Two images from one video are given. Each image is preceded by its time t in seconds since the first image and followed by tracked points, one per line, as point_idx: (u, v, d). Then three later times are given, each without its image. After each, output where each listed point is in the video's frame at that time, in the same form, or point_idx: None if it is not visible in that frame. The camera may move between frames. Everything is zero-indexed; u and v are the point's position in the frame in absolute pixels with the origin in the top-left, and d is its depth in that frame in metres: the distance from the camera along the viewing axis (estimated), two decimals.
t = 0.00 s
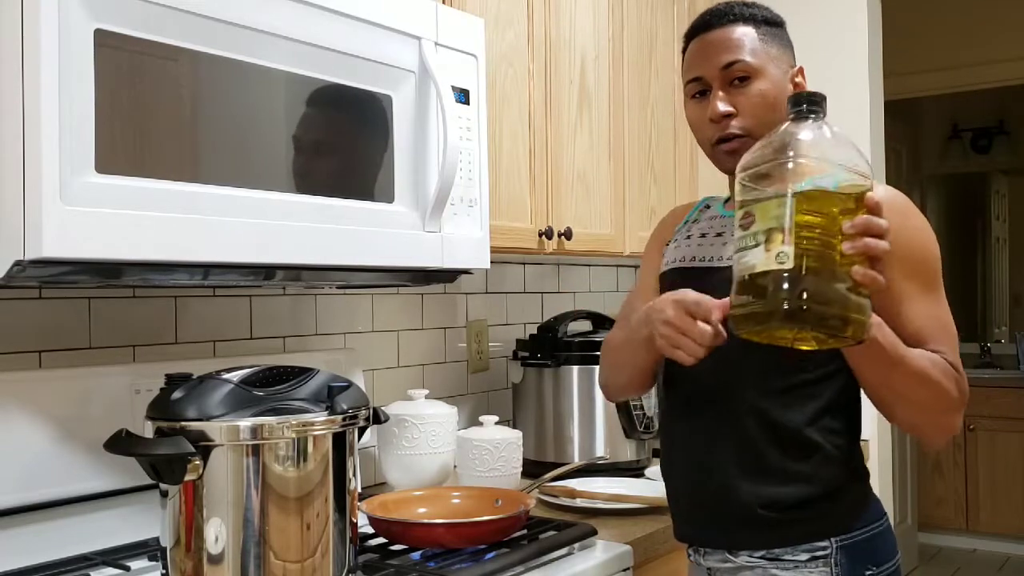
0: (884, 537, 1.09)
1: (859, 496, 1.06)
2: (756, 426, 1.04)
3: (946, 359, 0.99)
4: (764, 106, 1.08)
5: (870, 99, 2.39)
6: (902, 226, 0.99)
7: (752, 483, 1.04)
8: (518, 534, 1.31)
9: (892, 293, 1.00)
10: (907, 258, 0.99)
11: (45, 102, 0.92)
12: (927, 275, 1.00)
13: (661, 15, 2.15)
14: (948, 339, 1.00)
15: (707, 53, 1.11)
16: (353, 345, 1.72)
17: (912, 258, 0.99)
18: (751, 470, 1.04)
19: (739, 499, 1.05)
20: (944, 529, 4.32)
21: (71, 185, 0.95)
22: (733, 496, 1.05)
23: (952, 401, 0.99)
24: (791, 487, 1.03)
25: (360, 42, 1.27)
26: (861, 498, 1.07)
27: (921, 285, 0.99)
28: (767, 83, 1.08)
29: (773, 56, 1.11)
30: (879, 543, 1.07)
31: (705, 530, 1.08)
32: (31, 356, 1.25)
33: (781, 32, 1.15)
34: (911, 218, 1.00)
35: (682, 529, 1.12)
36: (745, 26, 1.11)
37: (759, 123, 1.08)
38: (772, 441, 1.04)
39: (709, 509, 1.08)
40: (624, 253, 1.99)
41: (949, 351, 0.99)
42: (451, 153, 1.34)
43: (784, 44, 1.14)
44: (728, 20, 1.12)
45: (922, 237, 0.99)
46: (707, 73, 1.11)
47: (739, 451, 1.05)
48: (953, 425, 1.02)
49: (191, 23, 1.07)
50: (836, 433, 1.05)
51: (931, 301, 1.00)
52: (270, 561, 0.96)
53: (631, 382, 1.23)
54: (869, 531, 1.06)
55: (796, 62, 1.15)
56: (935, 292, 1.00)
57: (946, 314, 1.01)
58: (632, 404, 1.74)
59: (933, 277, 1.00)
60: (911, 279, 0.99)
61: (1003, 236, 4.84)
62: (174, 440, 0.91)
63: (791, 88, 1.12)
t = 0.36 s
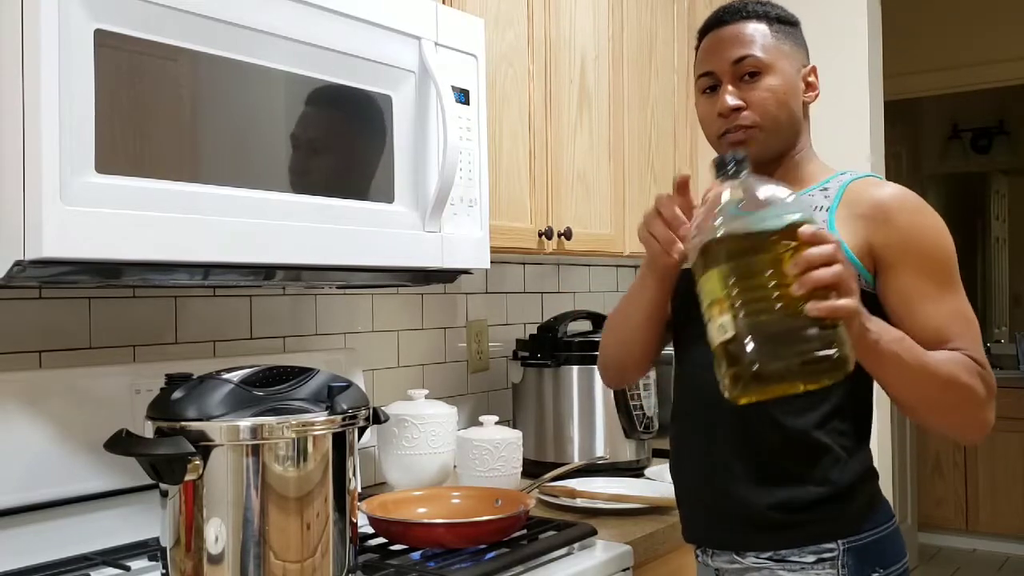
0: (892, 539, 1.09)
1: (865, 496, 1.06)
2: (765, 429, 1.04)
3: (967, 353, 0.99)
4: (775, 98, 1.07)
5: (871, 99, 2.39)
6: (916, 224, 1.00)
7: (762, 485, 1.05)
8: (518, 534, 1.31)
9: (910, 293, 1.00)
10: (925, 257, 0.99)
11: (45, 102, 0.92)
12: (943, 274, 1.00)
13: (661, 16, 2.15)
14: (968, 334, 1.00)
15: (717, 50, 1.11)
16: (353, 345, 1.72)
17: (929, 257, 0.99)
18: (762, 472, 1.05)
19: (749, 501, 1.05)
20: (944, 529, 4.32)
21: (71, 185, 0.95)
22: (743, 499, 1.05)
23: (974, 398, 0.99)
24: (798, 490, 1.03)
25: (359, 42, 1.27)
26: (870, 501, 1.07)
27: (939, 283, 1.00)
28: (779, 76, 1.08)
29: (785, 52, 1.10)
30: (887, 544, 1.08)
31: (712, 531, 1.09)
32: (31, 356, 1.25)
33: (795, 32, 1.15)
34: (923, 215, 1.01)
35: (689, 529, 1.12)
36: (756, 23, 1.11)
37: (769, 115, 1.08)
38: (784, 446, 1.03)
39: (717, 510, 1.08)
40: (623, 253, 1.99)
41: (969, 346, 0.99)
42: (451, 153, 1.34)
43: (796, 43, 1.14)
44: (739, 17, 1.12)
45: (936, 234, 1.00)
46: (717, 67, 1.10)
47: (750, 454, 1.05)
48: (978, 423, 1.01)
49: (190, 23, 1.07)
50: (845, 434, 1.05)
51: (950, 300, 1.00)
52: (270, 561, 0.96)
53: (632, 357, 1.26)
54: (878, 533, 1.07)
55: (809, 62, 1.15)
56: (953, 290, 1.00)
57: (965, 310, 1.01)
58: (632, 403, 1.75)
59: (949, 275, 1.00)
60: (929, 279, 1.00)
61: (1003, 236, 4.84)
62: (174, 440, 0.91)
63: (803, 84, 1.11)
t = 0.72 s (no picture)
0: (898, 542, 1.08)
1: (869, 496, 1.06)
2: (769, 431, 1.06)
3: (951, 375, 0.98)
4: (737, 118, 1.09)
5: (872, 99, 2.39)
6: (914, 232, 0.99)
7: (763, 486, 1.06)
8: (518, 534, 1.31)
9: (902, 301, 1.00)
10: (921, 266, 0.99)
11: (45, 102, 0.92)
12: (937, 286, 0.98)
13: (661, 16, 2.15)
14: (962, 353, 0.98)
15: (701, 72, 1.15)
16: (353, 345, 1.72)
17: (925, 268, 0.98)
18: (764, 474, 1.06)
19: (751, 501, 1.07)
20: (944, 529, 4.32)
21: (71, 185, 0.95)
22: (746, 499, 1.08)
23: (955, 424, 0.99)
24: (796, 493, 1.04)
25: (359, 41, 1.27)
26: (874, 504, 1.06)
27: (935, 296, 0.98)
28: (739, 93, 1.08)
29: (751, 60, 1.08)
30: (891, 548, 1.07)
31: (715, 528, 1.11)
32: (31, 355, 1.25)
33: (782, 23, 1.10)
34: (926, 224, 0.99)
35: (697, 527, 1.15)
36: (728, 35, 1.11)
37: (738, 133, 1.09)
38: (788, 449, 1.05)
39: (721, 509, 1.10)
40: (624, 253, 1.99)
41: (958, 367, 0.98)
42: (451, 153, 1.34)
43: (784, 36, 1.09)
44: (716, 31, 1.13)
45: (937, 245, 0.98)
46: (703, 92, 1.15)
47: (755, 455, 1.07)
48: (967, 442, 1.01)
49: (190, 23, 1.07)
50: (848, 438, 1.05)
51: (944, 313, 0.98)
52: (270, 561, 0.96)
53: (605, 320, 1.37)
54: (880, 536, 1.06)
55: (801, 51, 1.08)
56: (951, 304, 0.98)
57: (963, 325, 0.98)
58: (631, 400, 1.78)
59: (945, 287, 0.98)
60: (921, 291, 0.99)
61: (1003, 236, 4.84)
62: (174, 440, 0.91)
63: (780, 85, 1.08)
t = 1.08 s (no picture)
0: (899, 546, 1.07)
1: (870, 496, 1.06)
2: (772, 432, 1.07)
3: (917, 375, 0.98)
4: (736, 119, 1.11)
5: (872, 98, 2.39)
6: (890, 226, 0.98)
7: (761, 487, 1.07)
8: (518, 534, 1.31)
9: (875, 296, 1.00)
10: (896, 260, 0.98)
11: (45, 102, 0.92)
12: (904, 285, 0.98)
13: (661, 16, 2.15)
14: (929, 353, 0.97)
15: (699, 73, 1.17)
16: (353, 345, 1.72)
17: (897, 262, 0.98)
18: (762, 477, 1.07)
19: (747, 500, 1.08)
20: (945, 530, 4.31)
21: (72, 185, 0.95)
22: (744, 499, 1.08)
23: (921, 425, 0.98)
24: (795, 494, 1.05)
25: (360, 41, 1.27)
26: (875, 504, 1.06)
27: (908, 292, 0.98)
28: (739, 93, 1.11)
29: (750, 58, 1.11)
30: (891, 550, 1.06)
31: (716, 527, 1.12)
32: (31, 355, 1.25)
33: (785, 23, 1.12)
34: (902, 219, 0.98)
35: (704, 525, 1.16)
36: (728, 35, 1.13)
37: (736, 133, 1.12)
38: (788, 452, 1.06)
39: (722, 510, 1.11)
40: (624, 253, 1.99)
41: (926, 367, 0.97)
42: (451, 153, 1.34)
43: (786, 35, 1.11)
44: (715, 32, 1.15)
45: (912, 240, 0.97)
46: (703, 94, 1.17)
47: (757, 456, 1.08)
48: (937, 443, 1.00)
49: (190, 23, 1.07)
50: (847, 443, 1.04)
51: (913, 313, 0.98)
52: (270, 561, 0.96)
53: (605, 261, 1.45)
54: (877, 539, 1.05)
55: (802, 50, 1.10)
56: (921, 303, 0.97)
57: (932, 324, 0.97)
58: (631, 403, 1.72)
59: (913, 286, 0.97)
60: (890, 290, 0.98)
61: (1003, 236, 4.84)
62: (174, 440, 0.91)
63: (779, 85, 1.10)
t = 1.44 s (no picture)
0: (904, 544, 1.07)
1: (872, 496, 1.06)
2: (774, 434, 1.06)
3: (955, 356, 0.94)
4: (787, 107, 1.04)
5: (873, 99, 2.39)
6: (896, 215, 0.96)
7: (766, 488, 1.07)
8: (518, 534, 1.31)
9: (894, 287, 0.97)
10: (908, 248, 0.96)
11: (45, 102, 0.92)
12: (929, 267, 0.95)
13: (661, 16, 2.15)
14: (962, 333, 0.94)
15: (742, 44, 1.07)
16: (353, 345, 1.72)
17: (912, 248, 0.96)
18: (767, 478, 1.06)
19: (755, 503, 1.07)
20: (945, 530, 4.32)
21: (71, 185, 0.95)
22: (750, 502, 1.08)
23: (968, 404, 0.94)
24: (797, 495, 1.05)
25: (359, 42, 1.27)
26: (880, 503, 1.06)
27: (927, 276, 0.95)
28: (800, 84, 1.04)
29: (809, 56, 1.06)
30: (899, 548, 1.06)
31: (722, 531, 1.12)
32: (31, 355, 1.25)
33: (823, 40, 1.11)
34: (905, 207, 0.96)
35: (704, 532, 1.16)
36: (790, 20, 1.07)
37: (779, 123, 1.05)
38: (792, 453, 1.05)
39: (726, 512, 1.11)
40: (624, 253, 1.99)
41: (961, 346, 0.94)
42: (451, 154, 1.34)
43: (821, 49, 1.10)
44: (767, 11, 1.08)
45: (920, 226, 0.96)
46: (744, 62, 1.06)
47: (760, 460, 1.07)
48: (980, 420, 0.97)
49: (190, 23, 1.07)
50: (852, 441, 1.05)
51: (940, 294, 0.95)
52: (270, 561, 0.96)
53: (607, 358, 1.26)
54: (887, 538, 1.05)
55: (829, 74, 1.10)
56: (946, 283, 0.95)
57: (960, 303, 0.95)
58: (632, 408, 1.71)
59: (936, 268, 0.95)
60: (913, 275, 0.96)
61: (1003, 236, 4.84)
62: (174, 440, 0.91)
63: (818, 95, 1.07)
